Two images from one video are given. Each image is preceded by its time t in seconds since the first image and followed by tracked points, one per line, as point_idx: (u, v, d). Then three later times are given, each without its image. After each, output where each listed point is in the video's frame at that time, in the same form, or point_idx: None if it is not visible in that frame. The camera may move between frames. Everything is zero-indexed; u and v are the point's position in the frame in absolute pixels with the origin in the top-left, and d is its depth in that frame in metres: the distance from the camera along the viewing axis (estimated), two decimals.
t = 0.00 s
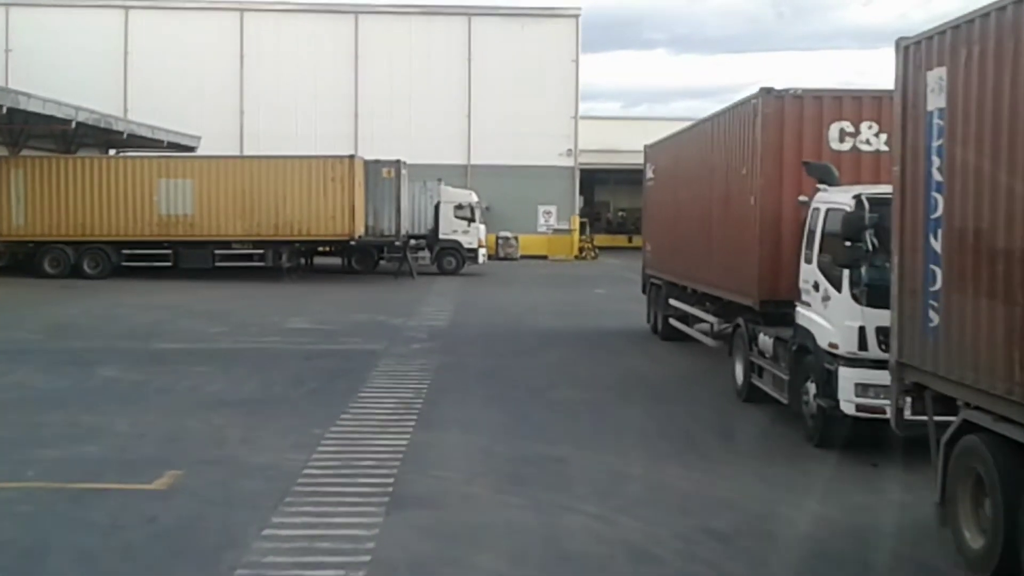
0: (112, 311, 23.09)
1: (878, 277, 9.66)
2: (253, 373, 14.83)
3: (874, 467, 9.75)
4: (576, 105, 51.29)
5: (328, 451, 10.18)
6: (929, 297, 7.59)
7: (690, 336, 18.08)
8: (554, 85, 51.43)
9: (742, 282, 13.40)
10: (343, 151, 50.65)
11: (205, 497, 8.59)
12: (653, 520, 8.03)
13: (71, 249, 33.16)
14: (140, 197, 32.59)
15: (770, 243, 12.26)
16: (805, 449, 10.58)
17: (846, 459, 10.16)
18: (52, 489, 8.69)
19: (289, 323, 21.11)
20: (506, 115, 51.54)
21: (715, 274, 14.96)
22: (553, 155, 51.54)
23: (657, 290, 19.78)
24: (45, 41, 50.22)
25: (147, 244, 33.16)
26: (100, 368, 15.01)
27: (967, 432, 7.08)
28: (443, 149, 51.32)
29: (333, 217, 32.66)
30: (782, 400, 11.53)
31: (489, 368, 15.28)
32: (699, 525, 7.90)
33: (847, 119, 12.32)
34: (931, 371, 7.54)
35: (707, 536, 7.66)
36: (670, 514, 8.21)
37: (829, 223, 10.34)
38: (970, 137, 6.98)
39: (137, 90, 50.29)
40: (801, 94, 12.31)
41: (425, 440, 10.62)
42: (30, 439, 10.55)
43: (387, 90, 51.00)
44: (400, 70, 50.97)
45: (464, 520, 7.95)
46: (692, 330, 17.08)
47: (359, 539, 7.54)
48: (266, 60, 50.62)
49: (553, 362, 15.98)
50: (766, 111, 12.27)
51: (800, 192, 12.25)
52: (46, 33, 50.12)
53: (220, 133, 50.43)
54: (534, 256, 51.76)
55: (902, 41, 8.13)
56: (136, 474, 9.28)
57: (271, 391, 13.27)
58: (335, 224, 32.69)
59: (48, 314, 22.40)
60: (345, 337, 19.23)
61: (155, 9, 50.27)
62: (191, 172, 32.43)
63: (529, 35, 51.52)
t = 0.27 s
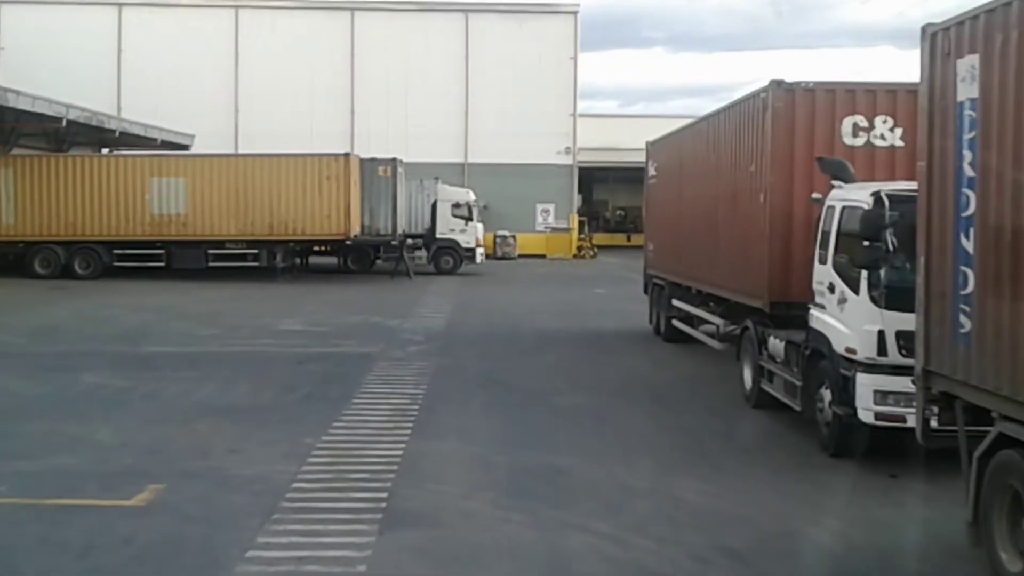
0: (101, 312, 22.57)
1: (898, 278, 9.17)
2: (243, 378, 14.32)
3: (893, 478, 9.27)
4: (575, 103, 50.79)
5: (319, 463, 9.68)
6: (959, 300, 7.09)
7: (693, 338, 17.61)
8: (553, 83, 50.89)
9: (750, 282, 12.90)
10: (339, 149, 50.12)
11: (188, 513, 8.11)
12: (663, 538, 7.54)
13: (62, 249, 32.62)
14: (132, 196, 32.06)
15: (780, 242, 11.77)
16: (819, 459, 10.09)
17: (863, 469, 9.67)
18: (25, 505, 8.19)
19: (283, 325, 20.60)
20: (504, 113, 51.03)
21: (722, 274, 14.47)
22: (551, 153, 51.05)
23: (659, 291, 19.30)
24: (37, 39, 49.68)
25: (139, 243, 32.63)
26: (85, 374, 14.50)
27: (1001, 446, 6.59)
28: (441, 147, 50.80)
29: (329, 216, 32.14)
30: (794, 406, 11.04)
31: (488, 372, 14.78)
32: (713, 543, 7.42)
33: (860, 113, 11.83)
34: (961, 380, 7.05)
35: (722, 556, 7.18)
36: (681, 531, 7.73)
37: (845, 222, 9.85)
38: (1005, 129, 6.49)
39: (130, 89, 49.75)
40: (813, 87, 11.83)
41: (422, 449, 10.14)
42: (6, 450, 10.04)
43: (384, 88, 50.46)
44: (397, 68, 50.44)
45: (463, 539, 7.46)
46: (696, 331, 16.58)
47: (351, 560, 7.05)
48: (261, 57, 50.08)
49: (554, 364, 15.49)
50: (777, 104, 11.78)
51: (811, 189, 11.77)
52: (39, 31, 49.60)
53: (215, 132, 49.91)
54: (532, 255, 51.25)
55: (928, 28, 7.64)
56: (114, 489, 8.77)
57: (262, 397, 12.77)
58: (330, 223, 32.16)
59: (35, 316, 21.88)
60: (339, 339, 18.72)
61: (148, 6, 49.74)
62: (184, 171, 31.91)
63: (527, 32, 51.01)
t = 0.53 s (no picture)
0: (91, 313, 22.07)
1: (920, 280, 8.69)
2: (234, 382, 13.81)
3: (916, 493, 8.79)
4: (574, 100, 50.30)
5: (312, 475, 9.18)
6: (996, 305, 6.59)
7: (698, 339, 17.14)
8: (551, 80, 50.40)
9: (759, 283, 12.43)
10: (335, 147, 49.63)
11: (169, 530, 7.61)
12: (676, 559, 7.05)
13: (54, 247, 32.10)
14: (124, 194, 31.55)
15: (793, 241, 11.29)
16: (836, 470, 9.61)
17: (883, 481, 9.19)
18: None
19: (276, 326, 20.10)
20: (502, 111, 50.54)
21: (729, 274, 13.99)
22: (550, 151, 50.56)
23: (663, 291, 18.81)
24: (30, 34, 49.19)
25: (132, 242, 32.11)
26: (69, 378, 14.00)
27: None
28: (439, 145, 50.30)
29: (324, 214, 31.62)
30: (809, 413, 10.57)
31: (487, 375, 14.31)
32: (730, 565, 6.93)
33: (875, 107, 11.36)
34: (997, 390, 6.55)
35: None
36: (695, 552, 7.23)
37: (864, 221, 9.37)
38: None
39: (124, 85, 49.25)
40: (826, 80, 11.34)
41: (419, 460, 9.66)
42: None
43: (380, 85, 49.96)
44: (394, 65, 49.93)
45: (461, 560, 6.98)
46: (703, 332, 16.05)
47: None
48: (257, 54, 49.58)
49: (556, 367, 15.01)
50: (789, 97, 11.29)
51: (825, 186, 11.30)
52: (32, 26, 49.11)
53: (210, 129, 49.42)
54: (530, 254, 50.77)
55: (958, 14, 7.13)
56: (93, 503, 8.27)
57: (252, 403, 12.27)
58: (326, 221, 31.64)
59: (23, 317, 21.37)
60: (334, 341, 18.21)
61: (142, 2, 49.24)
62: (177, 168, 31.38)
63: (525, 28, 50.48)
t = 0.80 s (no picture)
0: (79, 318, 21.50)
1: (949, 286, 8.17)
2: (222, 392, 13.24)
3: (943, 513, 8.25)
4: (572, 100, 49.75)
5: (299, 494, 8.61)
6: None
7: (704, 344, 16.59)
8: (550, 80, 49.85)
9: (771, 288, 11.92)
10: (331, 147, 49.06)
11: (143, 558, 7.05)
12: None
13: (44, 250, 31.52)
14: (115, 196, 30.99)
15: (808, 244, 10.78)
16: (856, 487, 9.06)
17: (909, 499, 8.65)
18: None
19: (269, 331, 19.52)
20: (500, 111, 49.97)
21: (738, 278, 13.50)
22: (548, 151, 50.01)
23: (666, 295, 18.26)
24: (23, 33, 48.65)
25: (124, 244, 31.53)
26: (50, 387, 13.43)
27: None
28: (436, 145, 49.75)
29: (319, 216, 31.05)
30: (825, 425, 10.02)
31: (486, 383, 13.73)
32: None
33: (894, 103, 10.87)
34: None
35: None
36: None
37: (887, 223, 8.84)
38: None
39: (118, 85, 48.70)
40: (842, 75, 10.84)
41: (414, 478, 9.10)
42: None
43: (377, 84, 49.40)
44: (390, 64, 49.37)
45: None
46: (710, 338, 15.50)
47: None
48: (252, 53, 49.02)
49: (558, 375, 14.44)
50: (804, 93, 10.79)
51: (841, 187, 10.80)
52: (25, 26, 48.56)
53: (204, 130, 48.87)
54: (528, 255, 50.20)
55: None
56: (64, 526, 7.70)
57: (240, 414, 11.71)
58: (322, 223, 31.08)
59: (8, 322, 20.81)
60: (329, 347, 17.64)
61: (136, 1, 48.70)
62: (169, 169, 30.82)
63: (524, 27, 49.92)
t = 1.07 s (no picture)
0: (69, 321, 21.01)
1: (980, 293, 7.68)
2: (213, 400, 12.75)
3: (974, 537, 7.77)
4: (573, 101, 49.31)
5: (289, 513, 8.13)
6: None
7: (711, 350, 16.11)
8: (550, 80, 49.38)
9: (784, 294, 11.45)
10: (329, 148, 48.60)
11: None
12: None
13: (37, 252, 31.03)
14: (109, 197, 30.52)
15: (824, 248, 10.30)
16: (880, 504, 8.57)
17: (936, 520, 8.16)
18: None
19: (264, 336, 19.04)
20: (499, 112, 49.50)
21: (749, 283, 13.02)
22: (548, 152, 49.56)
23: (672, 300, 17.78)
24: (17, 33, 48.15)
25: (118, 246, 31.06)
26: (34, 394, 12.95)
27: None
28: (435, 146, 49.27)
29: (316, 218, 30.55)
30: (844, 439, 9.54)
31: (486, 392, 13.25)
32: None
33: (914, 101, 10.38)
34: None
35: None
36: None
37: (914, 226, 8.35)
38: None
39: (114, 85, 48.21)
40: (859, 71, 10.34)
41: (411, 494, 8.62)
42: None
43: (375, 85, 48.92)
44: (389, 65, 48.91)
45: None
46: (717, 344, 15.05)
47: None
48: (249, 53, 48.54)
49: (561, 382, 13.96)
50: (820, 90, 10.29)
51: (859, 188, 10.32)
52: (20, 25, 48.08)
53: (201, 130, 48.40)
54: (528, 258, 49.74)
55: None
56: (37, 550, 7.21)
57: (230, 425, 11.21)
58: (319, 225, 30.58)
59: None
60: (325, 352, 17.15)
61: None
62: (164, 170, 30.33)
63: (523, 28, 49.43)
